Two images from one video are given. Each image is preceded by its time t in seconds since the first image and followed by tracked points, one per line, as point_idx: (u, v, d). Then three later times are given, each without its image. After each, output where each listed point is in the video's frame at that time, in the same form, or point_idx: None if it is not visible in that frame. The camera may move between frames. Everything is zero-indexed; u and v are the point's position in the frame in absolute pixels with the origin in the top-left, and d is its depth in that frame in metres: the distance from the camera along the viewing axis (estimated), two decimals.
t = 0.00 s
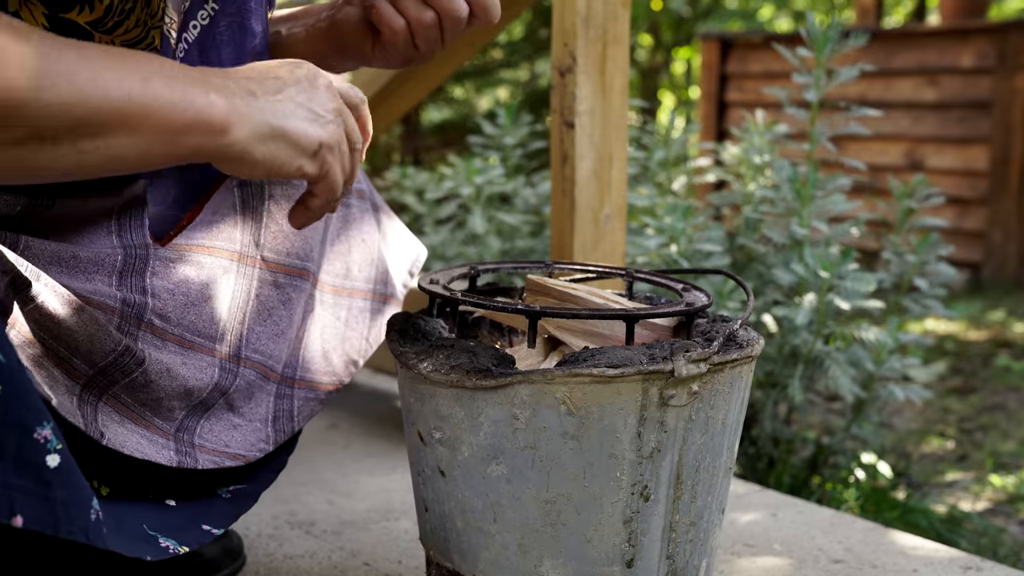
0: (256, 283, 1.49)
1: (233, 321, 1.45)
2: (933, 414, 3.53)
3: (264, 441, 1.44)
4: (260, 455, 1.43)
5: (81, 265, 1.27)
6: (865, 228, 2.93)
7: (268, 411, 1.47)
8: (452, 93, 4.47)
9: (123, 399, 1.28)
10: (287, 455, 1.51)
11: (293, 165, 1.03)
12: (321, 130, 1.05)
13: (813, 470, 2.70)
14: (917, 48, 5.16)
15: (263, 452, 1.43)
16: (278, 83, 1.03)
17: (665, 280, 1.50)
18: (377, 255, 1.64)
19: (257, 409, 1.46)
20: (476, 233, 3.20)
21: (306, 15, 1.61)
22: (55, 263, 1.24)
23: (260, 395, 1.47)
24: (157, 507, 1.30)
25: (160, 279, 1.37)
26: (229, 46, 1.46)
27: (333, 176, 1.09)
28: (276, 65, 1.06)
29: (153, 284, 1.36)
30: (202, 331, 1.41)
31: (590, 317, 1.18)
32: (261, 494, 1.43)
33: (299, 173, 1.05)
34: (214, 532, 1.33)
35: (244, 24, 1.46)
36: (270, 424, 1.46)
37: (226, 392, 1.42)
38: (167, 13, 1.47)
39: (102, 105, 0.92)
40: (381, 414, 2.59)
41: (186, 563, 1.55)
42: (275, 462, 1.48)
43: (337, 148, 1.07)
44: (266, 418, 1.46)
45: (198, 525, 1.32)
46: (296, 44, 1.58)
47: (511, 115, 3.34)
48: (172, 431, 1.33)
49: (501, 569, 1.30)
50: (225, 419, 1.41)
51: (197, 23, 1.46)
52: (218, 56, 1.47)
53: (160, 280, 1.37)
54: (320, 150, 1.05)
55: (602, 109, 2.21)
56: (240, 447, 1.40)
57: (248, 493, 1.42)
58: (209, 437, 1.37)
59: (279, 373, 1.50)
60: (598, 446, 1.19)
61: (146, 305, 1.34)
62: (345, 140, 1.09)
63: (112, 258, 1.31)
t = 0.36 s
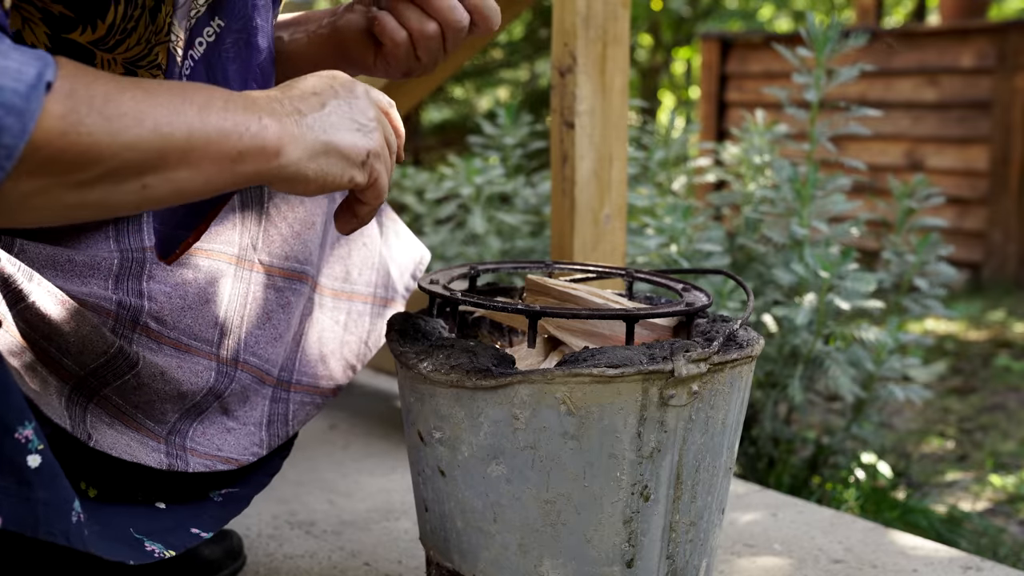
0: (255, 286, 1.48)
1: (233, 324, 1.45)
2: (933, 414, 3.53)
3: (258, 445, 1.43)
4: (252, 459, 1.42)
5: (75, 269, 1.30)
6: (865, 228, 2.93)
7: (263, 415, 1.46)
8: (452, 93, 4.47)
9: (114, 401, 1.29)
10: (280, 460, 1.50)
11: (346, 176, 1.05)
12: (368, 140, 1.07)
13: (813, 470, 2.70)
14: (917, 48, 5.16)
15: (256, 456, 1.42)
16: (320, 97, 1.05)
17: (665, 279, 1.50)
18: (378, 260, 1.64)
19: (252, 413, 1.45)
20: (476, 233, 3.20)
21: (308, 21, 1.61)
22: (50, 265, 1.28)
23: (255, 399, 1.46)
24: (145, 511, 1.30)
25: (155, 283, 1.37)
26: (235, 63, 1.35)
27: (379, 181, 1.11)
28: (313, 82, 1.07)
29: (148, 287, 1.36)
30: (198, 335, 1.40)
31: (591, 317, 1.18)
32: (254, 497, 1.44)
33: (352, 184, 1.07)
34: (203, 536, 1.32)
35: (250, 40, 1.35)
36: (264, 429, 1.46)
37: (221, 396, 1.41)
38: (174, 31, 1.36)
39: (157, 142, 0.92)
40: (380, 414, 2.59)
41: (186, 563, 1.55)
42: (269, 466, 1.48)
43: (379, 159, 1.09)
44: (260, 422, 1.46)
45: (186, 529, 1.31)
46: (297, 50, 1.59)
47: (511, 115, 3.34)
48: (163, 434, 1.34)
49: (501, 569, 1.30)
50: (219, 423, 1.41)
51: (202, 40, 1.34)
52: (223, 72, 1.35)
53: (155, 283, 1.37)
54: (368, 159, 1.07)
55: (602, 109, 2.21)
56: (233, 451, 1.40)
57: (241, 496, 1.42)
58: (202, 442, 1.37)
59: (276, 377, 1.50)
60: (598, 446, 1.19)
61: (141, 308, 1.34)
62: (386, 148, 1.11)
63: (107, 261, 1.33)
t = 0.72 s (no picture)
0: (256, 288, 1.48)
1: (234, 325, 1.45)
2: (933, 414, 3.52)
3: (259, 447, 1.44)
4: (253, 461, 1.42)
5: (76, 272, 1.31)
6: (865, 227, 2.93)
7: (264, 416, 1.46)
8: (452, 92, 4.47)
9: (114, 403, 1.30)
10: (282, 460, 1.51)
11: (349, 190, 1.06)
12: (372, 152, 1.07)
13: (813, 470, 2.70)
14: (917, 48, 5.16)
15: (256, 458, 1.42)
16: (323, 110, 1.05)
17: (665, 279, 1.50)
18: (378, 259, 1.63)
19: (254, 414, 1.45)
20: (476, 233, 3.20)
21: (308, 20, 1.61)
22: (50, 269, 1.29)
23: (257, 400, 1.46)
24: (145, 513, 1.30)
25: (155, 285, 1.38)
26: (237, 70, 1.27)
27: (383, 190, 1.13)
28: (316, 95, 1.07)
29: (147, 290, 1.37)
30: (199, 338, 1.41)
31: (591, 317, 1.18)
32: (256, 499, 1.44)
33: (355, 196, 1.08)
34: (203, 538, 1.33)
35: (253, 47, 1.27)
36: (265, 430, 1.46)
37: (222, 398, 1.41)
38: (176, 37, 1.31)
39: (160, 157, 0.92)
40: (381, 414, 2.59)
41: (188, 563, 1.55)
42: (270, 468, 1.48)
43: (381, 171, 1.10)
44: (262, 424, 1.46)
45: (186, 531, 1.32)
46: (298, 52, 1.58)
47: (512, 115, 3.34)
48: (162, 436, 1.34)
49: (500, 569, 1.30)
50: (221, 425, 1.41)
51: (206, 47, 1.29)
52: (227, 80, 1.28)
53: (154, 285, 1.38)
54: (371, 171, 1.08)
55: (602, 110, 2.21)
56: (234, 453, 1.40)
57: (242, 498, 1.42)
58: (202, 445, 1.37)
59: (278, 378, 1.50)
60: (598, 446, 1.19)
61: (142, 311, 1.35)
62: (388, 161, 1.11)
63: (107, 265, 1.35)
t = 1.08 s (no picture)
0: (250, 297, 1.45)
1: (228, 336, 1.42)
2: (933, 414, 3.52)
3: (254, 455, 1.42)
4: (247, 470, 1.41)
5: (69, 286, 1.29)
6: (865, 227, 2.93)
7: (260, 423, 1.45)
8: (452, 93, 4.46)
9: (108, 416, 1.27)
10: (276, 468, 1.48)
11: (277, 206, 1.04)
12: (310, 171, 1.06)
13: (813, 470, 2.70)
14: (917, 48, 5.16)
15: (251, 467, 1.41)
16: (268, 121, 1.05)
17: (666, 279, 1.50)
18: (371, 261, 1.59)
19: (249, 422, 1.44)
20: (476, 233, 3.20)
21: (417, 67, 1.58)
22: (43, 282, 1.27)
23: (253, 408, 1.44)
24: (139, 523, 1.29)
25: (147, 299, 1.34)
26: (204, 58, 1.27)
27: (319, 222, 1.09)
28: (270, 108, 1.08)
29: (139, 304, 1.33)
30: (194, 351, 1.38)
31: (590, 316, 1.18)
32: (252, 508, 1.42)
33: (286, 215, 1.06)
34: (199, 548, 1.32)
35: (221, 36, 1.27)
36: (260, 438, 1.44)
37: (218, 410, 1.40)
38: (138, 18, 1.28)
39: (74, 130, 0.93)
40: (380, 414, 2.59)
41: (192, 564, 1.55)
42: (265, 476, 1.46)
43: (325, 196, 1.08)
44: (257, 432, 1.44)
45: (182, 541, 1.30)
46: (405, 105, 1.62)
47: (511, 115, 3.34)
48: (157, 449, 1.32)
49: (500, 569, 1.30)
50: (216, 436, 1.40)
51: (174, 33, 1.28)
52: (192, 66, 1.27)
53: (147, 298, 1.34)
54: (305, 192, 1.05)
55: (602, 110, 2.21)
56: (228, 462, 1.39)
57: (238, 506, 1.41)
58: (197, 456, 1.36)
59: (273, 384, 1.47)
60: (598, 446, 1.19)
61: (133, 325, 1.32)
62: (335, 186, 1.10)
63: (99, 279, 1.31)
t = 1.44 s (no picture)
0: (243, 301, 1.43)
1: (221, 340, 1.40)
2: (933, 414, 3.52)
3: (250, 459, 1.40)
4: (245, 475, 1.39)
5: (58, 292, 1.26)
6: (865, 227, 2.93)
7: (256, 427, 1.43)
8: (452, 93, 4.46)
9: (99, 422, 1.23)
10: (275, 470, 1.48)
11: (252, 198, 1.06)
12: (285, 164, 1.07)
13: (813, 470, 2.70)
14: (917, 48, 5.16)
15: (248, 471, 1.39)
16: (247, 113, 1.06)
17: (666, 279, 1.50)
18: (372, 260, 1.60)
19: (245, 426, 1.42)
20: (477, 233, 3.20)
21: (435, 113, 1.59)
22: (32, 286, 1.24)
23: (248, 413, 1.42)
24: (132, 528, 1.28)
25: (136, 305, 1.32)
26: (206, 50, 1.26)
27: (296, 211, 1.11)
28: (250, 97, 1.09)
29: (127, 310, 1.31)
30: (186, 356, 1.35)
31: (590, 316, 1.18)
32: (248, 513, 1.41)
33: (259, 206, 1.07)
34: (193, 554, 1.30)
35: (222, 27, 1.27)
36: (257, 442, 1.43)
37: (213, 416, 1.36)
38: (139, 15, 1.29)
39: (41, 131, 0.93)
40: (380, 414, 2.59)
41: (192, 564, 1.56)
42: (263, 479, 1.46)
43: (300, 188, 1.10)
44: (251, 437, 1.42)
45: (175, 547, 1.29)
46: (416, 145, 1.64)
47: (511, 115, 3.34)
48: (150, 455, 1.29)
49: (500, 569, 1.30)
50: (212, 441, 1.37)
51: (175, 25, 1.27)
52: (193, 58, 1.26)
53: (136, 304, 1.32)
54: (280, 184, 1.07)
55: (602, 110, 2.21)
56: (224, 467, 1.37)
57: (235, 512, 1.40)
58: (191, 462, 1.33)
59: (270, 389, 1.46)
60: (598, 447, 1.19)
61: (120, 331, 1.29)
62: (314, 178, 1.12)
63: (88, 285, 1.29)
